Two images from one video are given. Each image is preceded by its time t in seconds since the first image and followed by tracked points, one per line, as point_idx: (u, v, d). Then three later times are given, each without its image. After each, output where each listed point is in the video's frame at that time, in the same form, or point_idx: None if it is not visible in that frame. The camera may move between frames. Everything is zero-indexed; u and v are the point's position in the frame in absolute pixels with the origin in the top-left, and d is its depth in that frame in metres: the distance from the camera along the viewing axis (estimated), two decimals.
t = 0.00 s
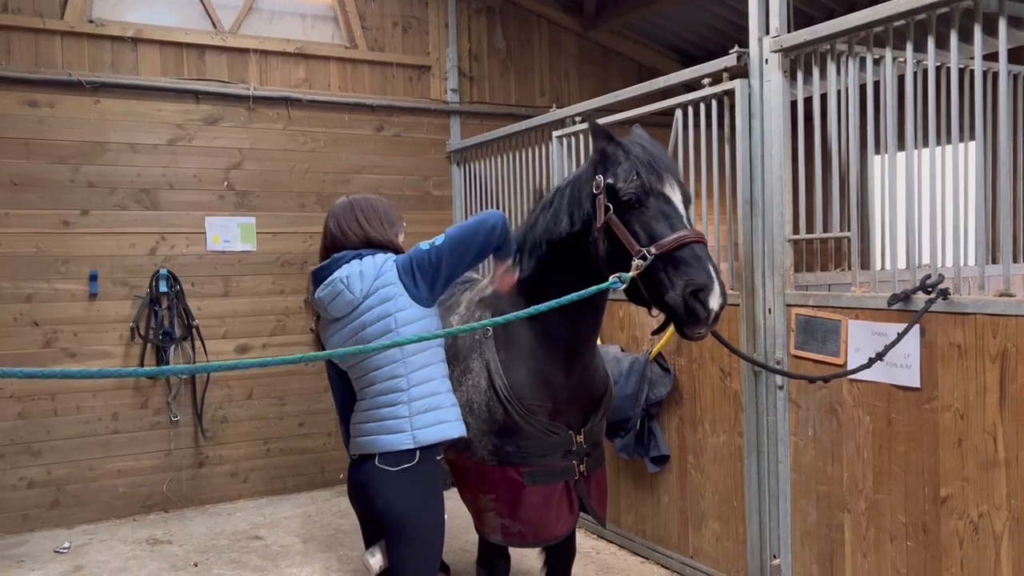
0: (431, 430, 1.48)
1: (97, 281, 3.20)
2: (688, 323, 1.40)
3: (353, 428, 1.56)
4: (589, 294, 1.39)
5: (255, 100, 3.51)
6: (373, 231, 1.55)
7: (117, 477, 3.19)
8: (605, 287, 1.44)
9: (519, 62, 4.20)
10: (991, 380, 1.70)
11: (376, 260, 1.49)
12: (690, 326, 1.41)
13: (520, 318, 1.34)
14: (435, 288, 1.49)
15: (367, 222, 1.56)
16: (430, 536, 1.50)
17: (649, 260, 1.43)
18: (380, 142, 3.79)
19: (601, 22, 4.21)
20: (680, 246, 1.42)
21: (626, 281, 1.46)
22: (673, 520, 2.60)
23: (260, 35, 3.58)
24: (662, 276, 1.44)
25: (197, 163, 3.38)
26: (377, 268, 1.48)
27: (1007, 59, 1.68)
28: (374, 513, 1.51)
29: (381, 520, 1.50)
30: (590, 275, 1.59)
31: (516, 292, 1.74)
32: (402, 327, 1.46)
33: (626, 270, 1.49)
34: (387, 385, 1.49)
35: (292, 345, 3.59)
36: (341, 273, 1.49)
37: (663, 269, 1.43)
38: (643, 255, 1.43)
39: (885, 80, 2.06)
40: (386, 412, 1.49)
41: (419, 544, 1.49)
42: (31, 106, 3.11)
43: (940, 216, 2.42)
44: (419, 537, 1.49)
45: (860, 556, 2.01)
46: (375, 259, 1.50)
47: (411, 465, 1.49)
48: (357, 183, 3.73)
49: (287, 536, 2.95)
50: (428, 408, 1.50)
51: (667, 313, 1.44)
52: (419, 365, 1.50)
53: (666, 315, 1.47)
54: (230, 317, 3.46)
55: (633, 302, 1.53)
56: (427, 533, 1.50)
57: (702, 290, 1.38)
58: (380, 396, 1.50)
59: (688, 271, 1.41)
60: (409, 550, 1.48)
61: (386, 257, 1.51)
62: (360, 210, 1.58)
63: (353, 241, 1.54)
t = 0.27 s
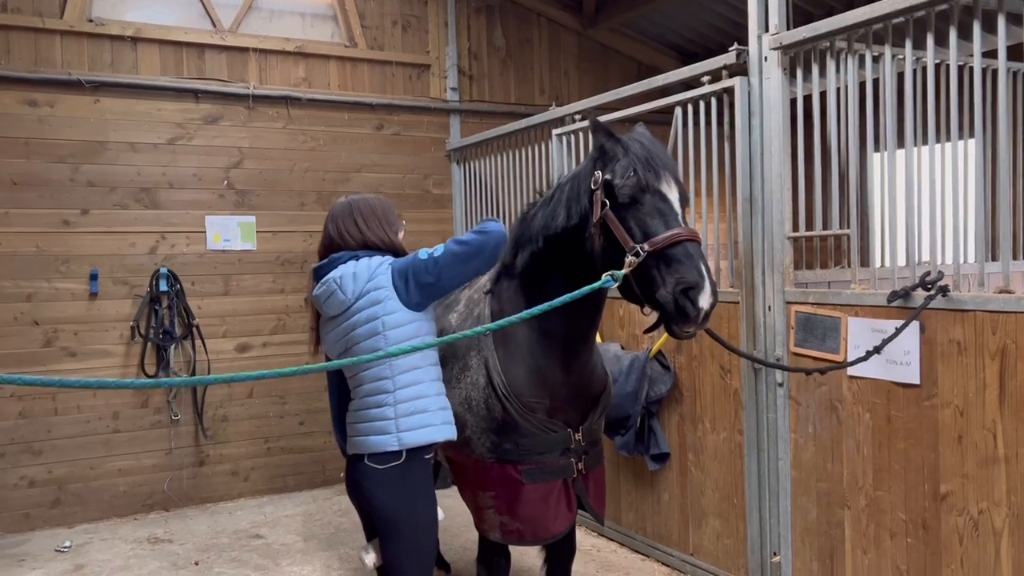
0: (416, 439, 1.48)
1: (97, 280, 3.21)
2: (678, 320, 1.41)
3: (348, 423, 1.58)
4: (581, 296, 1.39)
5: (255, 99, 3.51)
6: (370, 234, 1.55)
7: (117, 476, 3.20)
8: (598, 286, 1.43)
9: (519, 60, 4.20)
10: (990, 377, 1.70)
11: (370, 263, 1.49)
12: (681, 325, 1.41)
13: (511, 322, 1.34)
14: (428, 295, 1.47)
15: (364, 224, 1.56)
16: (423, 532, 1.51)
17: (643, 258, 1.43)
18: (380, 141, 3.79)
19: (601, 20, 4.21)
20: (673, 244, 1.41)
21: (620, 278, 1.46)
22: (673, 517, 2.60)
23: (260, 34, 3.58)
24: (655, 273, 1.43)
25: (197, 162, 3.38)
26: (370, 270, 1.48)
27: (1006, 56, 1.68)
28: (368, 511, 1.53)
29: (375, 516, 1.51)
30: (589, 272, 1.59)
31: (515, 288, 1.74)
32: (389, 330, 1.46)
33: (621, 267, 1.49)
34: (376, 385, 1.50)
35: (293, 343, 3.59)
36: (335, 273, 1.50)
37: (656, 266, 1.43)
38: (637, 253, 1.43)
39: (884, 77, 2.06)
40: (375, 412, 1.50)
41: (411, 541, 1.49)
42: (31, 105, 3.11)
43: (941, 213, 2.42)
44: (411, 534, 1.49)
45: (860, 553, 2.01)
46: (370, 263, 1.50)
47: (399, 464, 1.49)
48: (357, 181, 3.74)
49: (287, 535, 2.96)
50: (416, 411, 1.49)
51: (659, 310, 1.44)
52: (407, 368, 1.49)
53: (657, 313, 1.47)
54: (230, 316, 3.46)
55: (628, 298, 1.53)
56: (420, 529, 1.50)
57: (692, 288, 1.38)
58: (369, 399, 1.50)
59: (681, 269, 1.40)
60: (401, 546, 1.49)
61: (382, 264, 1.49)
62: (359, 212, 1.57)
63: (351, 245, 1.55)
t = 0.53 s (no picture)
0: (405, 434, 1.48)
1: (98, 281, 3.21)
2: (678, 320, 1.41)
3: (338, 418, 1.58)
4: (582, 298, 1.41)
5: (255, 99, 3.51)
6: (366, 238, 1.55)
7: (118, 476, 3.20)
8: (600, 287, 1.44)
9: (519, 60, 4.20)
10: (989, 374, 1.70)
11: (366, 259, 1.50)
12: (680, 324, 1.41)
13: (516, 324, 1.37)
14: (423, 289, 1.49)
15: (362, 227, 1.55)
16: (412, 529, 1.51)
17: (642, 257, 1.43)
18: (380, 141, 3.80)
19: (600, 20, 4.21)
20: (673, 244, 1.42)
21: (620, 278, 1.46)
22: (673, 516, 2.61)
23: (259, 34, 3.58)
24: (655, 272, 1.44)
25: (197, 162, 3.39)
26: (365, 266, 1.48)
27: (1005, 55, 1.68)
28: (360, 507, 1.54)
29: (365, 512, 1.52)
30: (587, 271, 1.59)
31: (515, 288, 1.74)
32: (382, 324, 1.47)
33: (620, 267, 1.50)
34: (365, 380, 1.50)
35: (293, 343, 3.59)
36: (331, 268, 1.50)
37: (656, 266, 1.44)
38: (637, 252, 1.43)
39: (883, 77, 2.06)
40: (364, 408, 1.50)
41: (400, 538, 1.50)
42: (31, 105, 3.11)
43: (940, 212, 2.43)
44: (401, 532, 1.50)
45: (860, 551, 2.02)
46: (366, 258, 1.51)
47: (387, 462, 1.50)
48: (356, 181, 3.74)
49: (288, 534, 2.96)
50: (404, 406, 1.49)
51: (658, 310, 1.45)
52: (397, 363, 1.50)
53: (658, 312, 1.47)
54: (230, 316, 3.46)
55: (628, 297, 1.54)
56: (409, 527, 1.51)
57: (692, 287, 1.38)
58: (358, 393, 1.51)
59: (680, 269, 1.41)
60: (391, 544, 1.50)
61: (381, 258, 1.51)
62: (358, 212, 1.56)
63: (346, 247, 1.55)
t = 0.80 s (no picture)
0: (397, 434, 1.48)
1: (99, 282, 3.21)
2: (673, 322, 1.41)
3: (335, 415, 1.60)
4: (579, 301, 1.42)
5: (255, 100, 3.52)
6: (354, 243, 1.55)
7: (119, 477, 3.20)
8: (598, 290, 1.45)
9: (519, 61, 4.21)
10: (989, 374, 1.71)
11: (359, 260, 1.51)
12: (677, 326, 1.41)
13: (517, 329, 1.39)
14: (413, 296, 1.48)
15: (351, 231, 1.55)
16: (403, 527, 1.51)
17: (639, 258, 1.44)
18: (380, 142, 3.80)
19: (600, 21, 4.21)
20: (670, 246, 1.42)
21: (617, 281, 1.47)
22: (673, 516, 2.61)
23: (260, 35, 3.59)
24: (652, 274, 1.44)
25: (197, 163, 3.39)
26: (358, 268, 1.49)
27: (1005, 55, 1.68)
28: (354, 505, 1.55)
29: (357, 509, 1.53)
30: (588, 272, 1.59)
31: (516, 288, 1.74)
32: (372, 326, 1.47)
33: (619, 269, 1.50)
34: (357, 380, 1.51)
35: (293, 344, 3.59)
36: (325, 270, 1.52)
37: (653, 267, 1.44)
38: (634, 254, 1.43)
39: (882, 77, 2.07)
40: (358, 406, 1.51)
41: (390, 535, 1.49)
42: (32, 107, 3.12)
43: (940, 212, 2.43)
44: (391, 528, 1.50)
45: (860, 551, 2.02)
46: (359, 259, 1.52)
47: (379, 460, 1.50)
48: (357, 182, 3.75)
49: (289, 535, 2.96)
50: (395, 405, 1.50)
51: (655, 311, 1.45)
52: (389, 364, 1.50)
53: (655, 314, 1.47)
54: (231, 317, 3.47)
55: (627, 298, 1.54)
56: (400, 524, 1.50)
57: (689, 289, 1.38)
58: (350, 393, 1.52)
59: (677, 270, 1.41)
60: (382, 540, 1.50)
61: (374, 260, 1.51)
62: (347, 216, 1.56)
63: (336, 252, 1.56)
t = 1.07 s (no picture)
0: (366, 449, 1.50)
1: (100, 283, 3.22)
2: (672, 323, 1.41)
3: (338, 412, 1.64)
4: (580, 302, 1.43)
5: (256, 102, 3.52)
6: (358, 239, 1.54)
7: (121, 478, 3.21)
8: (598, 291, 1.46)
9: (519, 62, 4.21)
10: (990, 374, 1.71)
11: (353, 266, 1.52)
12: (676, 326, 1.41)
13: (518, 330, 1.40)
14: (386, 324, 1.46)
15: (354, 228, 1.55)
16: (390, 526, 1.52)
17: (638, 260, 1.44)
18: (381, 144, 3.81)
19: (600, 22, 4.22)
20: (669, 246, 1.42)
21: (617, 282, 1.47)
22: (675, 517, 2.61)
23: (260, 37, 3.59)
24: (651, 275, 1.44)
25: (198, 165, 3.40)
26: (346, 277, 1.51)
27: (1006, 55, 1.68)
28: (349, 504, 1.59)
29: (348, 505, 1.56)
30: (589, 273, 1.59)
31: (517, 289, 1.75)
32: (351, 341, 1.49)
33: (619, 270, 1.50)
34: (342, 388, 1.54)
35: (294, 345, 3.60)
36: (320, 276, 1.55)
37: (652, 268, 1.44)
38: (633, 255, 1.44)
39: (882, 78, 2.07)
40: (342, 414, 1.54)
41: (376, 534, 1.51)
42: (33, 109, 3.12)
43: (940, 212, 2.43)
44: (377, 527, 1.51)
45: (861, 552, 2.02)
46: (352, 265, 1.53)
47: (366, 461, 1.52)
48: (357, 183, 3.75)
49: (290, 536, 2.96)
50: (371, 420, 1.51)
51: (654, 312, 1.45)
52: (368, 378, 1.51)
53: (654, 315, 1.47)
54: (232, 318, 3.47)
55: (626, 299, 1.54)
56: (385, 523, 1.52)
57: (687, 290, 1.38)
58: (335, 397, 1.55)
59: (676, 272, 1.41)
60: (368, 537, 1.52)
61: (366, 272, 1.50)
62: (350, 213, 1.56)
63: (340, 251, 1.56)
